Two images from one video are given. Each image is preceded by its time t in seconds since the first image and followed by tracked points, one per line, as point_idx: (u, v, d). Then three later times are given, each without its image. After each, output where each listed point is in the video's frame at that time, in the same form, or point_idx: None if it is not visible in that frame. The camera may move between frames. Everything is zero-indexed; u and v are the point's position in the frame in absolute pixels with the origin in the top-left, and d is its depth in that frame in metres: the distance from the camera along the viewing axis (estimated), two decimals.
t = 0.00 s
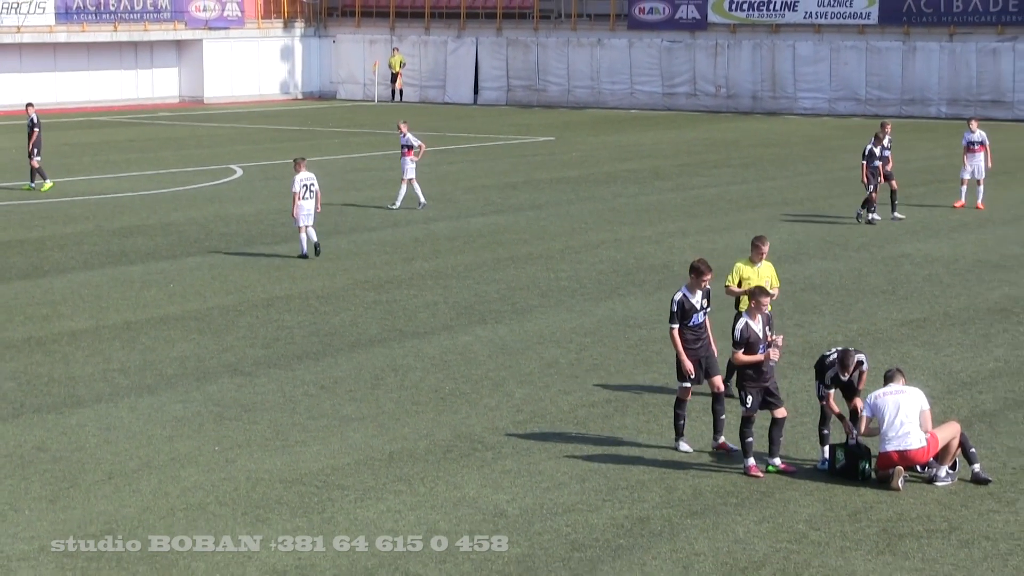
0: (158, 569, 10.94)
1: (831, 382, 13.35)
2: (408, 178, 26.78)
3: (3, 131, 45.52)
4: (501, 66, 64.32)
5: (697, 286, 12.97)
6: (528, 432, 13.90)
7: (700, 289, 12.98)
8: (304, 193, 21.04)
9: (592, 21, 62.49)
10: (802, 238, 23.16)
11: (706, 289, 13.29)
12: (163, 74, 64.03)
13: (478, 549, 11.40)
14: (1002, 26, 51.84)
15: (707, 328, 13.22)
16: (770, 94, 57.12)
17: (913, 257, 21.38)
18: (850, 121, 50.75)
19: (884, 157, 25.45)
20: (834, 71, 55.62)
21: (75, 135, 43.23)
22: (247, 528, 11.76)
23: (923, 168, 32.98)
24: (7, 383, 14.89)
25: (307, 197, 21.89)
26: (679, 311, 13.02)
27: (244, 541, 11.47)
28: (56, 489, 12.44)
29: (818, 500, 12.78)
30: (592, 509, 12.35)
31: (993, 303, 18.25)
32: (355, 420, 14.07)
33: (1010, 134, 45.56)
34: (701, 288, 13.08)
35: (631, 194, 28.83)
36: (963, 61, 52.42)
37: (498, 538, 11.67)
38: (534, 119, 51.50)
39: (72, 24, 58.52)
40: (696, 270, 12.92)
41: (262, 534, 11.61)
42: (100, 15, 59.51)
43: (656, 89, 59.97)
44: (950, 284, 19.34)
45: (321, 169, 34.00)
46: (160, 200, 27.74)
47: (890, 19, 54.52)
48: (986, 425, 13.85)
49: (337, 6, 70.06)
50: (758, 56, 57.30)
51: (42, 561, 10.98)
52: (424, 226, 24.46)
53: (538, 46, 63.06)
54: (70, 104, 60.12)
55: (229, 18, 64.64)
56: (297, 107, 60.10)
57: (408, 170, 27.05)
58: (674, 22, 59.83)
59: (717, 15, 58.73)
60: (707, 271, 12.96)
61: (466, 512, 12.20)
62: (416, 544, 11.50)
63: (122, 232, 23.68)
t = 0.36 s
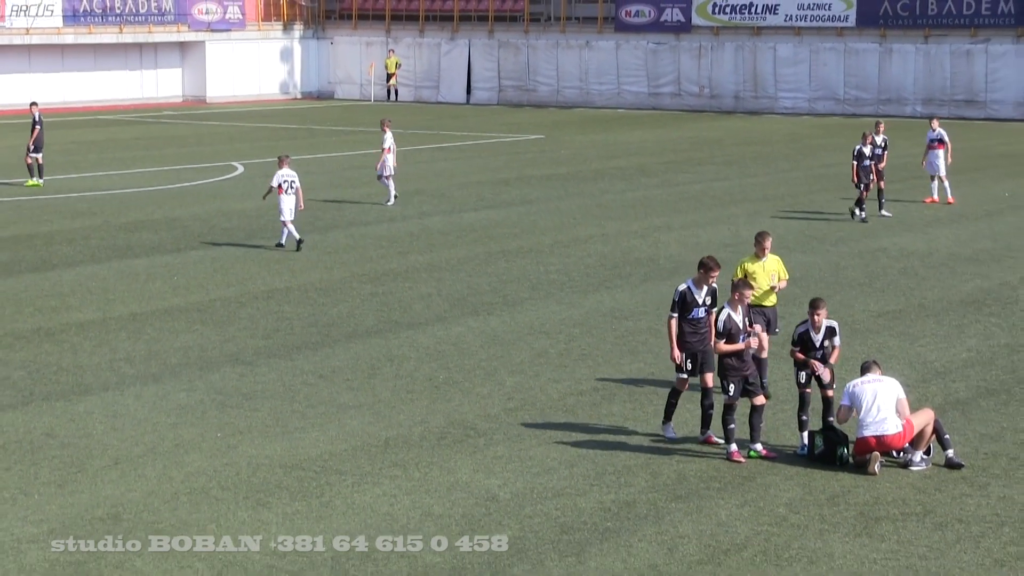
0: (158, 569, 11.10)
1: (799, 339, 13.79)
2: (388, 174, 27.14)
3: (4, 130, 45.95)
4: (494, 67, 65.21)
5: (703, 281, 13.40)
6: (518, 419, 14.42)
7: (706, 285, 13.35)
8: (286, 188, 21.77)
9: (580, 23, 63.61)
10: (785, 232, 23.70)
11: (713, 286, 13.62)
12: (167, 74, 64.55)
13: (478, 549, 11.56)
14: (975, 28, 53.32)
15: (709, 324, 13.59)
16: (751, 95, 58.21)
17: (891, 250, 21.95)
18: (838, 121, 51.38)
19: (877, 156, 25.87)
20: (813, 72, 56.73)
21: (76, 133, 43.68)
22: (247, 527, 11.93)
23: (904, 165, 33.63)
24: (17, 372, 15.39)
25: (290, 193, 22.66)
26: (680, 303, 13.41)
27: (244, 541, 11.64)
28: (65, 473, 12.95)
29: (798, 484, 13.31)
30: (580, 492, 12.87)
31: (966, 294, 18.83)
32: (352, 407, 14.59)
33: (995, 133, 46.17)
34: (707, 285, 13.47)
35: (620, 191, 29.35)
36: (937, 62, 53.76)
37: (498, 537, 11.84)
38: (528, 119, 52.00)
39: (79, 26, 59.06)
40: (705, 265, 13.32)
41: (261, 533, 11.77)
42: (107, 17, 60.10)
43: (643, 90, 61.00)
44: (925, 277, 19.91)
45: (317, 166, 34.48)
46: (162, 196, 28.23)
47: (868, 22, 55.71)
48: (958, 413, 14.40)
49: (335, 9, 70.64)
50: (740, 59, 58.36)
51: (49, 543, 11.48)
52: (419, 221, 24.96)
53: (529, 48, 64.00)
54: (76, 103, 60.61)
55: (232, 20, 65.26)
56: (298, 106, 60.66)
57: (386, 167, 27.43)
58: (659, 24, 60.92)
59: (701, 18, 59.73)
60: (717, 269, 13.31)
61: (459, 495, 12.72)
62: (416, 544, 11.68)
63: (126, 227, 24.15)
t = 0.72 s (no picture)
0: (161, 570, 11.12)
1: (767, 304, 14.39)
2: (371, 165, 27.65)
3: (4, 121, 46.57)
4: (485, 61, 66.02)
5: (706, 266, 14.02)
6: (509, 399, 14.96)
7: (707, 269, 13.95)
8: (266, 172, 22.55)
9: (568, 19, 64.18)
10: (768, 221, 24.29)
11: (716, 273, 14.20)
12: (169, 68, 65.88)
13: (478, 550, 11.59)
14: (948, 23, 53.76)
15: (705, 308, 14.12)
16: (733, 88, 58.68)
17: (868, 238, 22.55)
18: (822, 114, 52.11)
19: (865, 147, 26.30)
20: (792, 66, 57.30)
21: (75, 126, 44.26)
22: (248, 527, 11.97)
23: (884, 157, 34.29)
24: (25, 355, 15.90)
25: (274, 178, 23.47)
26: (683, 287, 14.03)
27: (245, 541, 11.66)
28: (72, 452, 13.46)
29: (778, 462, 13.87)
30: (568, 470, 13.42)
31: (941, 280, 19.42)
32: (348, 388, 15.12)
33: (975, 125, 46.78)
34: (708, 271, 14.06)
35: (607, 180, 29.90)
36: (911, 57, 54.42)
37: (498, 538, 11.87)
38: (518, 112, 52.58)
39: (84, 21, 60.54)
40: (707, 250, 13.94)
41: (262, 534, 11.80)
42: (111, 13, 61.54)
43: (628, 83, 61.51)
44: (901, 263, 20.52)
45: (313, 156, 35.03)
46: (162, 185, 28.81)
47: (845, 18, 56.28)
48: (932, 394, 14.98)
49: (332, 5, 71.92)
50: (722, 53, 58.93)
51: (57, 519, 11.98)
52: (412, 209, 25.50)
53: (519, 43, 64.91)
54: (82, 96, 62.01)
55: (231, 15, 66.77)
56: (296, 99, 61.83)
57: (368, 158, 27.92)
58: (644, 20, 61.51)
59: (684, 14, 60.36)
60: (719, 255, 13.90)
61: (452, 474, 13.24)
62: (416, 545, 11.71)
63: (130, 214, 24.72)
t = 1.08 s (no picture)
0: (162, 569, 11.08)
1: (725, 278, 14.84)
2: (325, 155, 28.09)
3: None
4: (456, 53, 67.60)
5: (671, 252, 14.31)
6: (479, 380, 15.48)
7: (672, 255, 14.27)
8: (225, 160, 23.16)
9: (536, 14, 65.76)
10: (731, 208, 24.89)
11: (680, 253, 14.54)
12: (149, 59, 66.79)
13: (478, 549, 11.53)
14: (900, 18, 55.69)
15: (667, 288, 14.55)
16: (695, 80, 60.54)
17: (825, 224, 23.22)
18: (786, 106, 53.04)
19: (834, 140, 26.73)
20: (752, 59, 59.15)
21: (50, 116, 44.56)
22: (249, 527, 11.94)
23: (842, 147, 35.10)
24: (9, 339, 16.32)
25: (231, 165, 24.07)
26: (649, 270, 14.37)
27: (244, 541, 11.64)
28: (54, 433, 13.90)
29: (738, 440, 14.40)
30: (536, 449, 13.93)
31: (894, 266, 20.09)
32: (323, 370, 15.61)
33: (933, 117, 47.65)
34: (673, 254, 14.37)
35: (573, 169, 30.45)
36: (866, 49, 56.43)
37: (498, 538, 11.83)
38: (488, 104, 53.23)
39: (66, 15, 61.48)
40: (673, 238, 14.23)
41: (263, 534, 11.77)
42: (92, 6, 62.53)
43: (594, 74, 63.44)
44: (856, 249, 21.19)
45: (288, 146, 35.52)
46: (139, 174, 29.21)
47: (803, 12, 57.93)
48: (885, 374, 15.59)
49: None
50: (684, 46, 60.82)
51: (40, 498, 12.44)
52: (383, 198, 25.98)
53: (488, 36, 66.41)
54: (63, 87, 62.91)
55: (209, 9, 67.79)
56: (273, 91, 62.94)
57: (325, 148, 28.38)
58: (610, 14, 63.14)
59: (647, 8, 61.89)
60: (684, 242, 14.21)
61: (424, 453, 13.73)
62: (417, 544, 11.65)
63: (110, 202, 25.14)
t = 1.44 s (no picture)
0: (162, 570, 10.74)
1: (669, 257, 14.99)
2: (259, 135, 28.13)
3: None
4: (402, 35, 68.68)
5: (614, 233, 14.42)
6: (427, 360, 15.60)
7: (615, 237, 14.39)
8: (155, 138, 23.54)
9: None
10: (677, 188, 25.11)
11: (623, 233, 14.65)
12: (93, 40, 68.57)
13: (479, 551, 11.17)
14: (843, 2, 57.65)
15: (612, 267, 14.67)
16: (640, 62, 61.66)
17: (768, 205, 23.51)
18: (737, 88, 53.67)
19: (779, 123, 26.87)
20: (696, 41, 60.39)
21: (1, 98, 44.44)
22: (249, 528, 11.58)
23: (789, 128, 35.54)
24: None
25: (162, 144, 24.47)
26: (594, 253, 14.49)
27: (245, 541, 11.28)
28: None
29: (683, 419, 14.53)
30: (483, 428, 14.04)
31: (835, 246, 20.36)
32: (271, 350, 15.69)
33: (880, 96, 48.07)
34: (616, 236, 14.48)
35: (522, 149, 30.59)
36: (808, 31, 57.80)
37: (499, 538, 11.45)
38: (442, 84, 53.37)
39: None
40: (615, 219, 14.33)
41: (263, 534, 11.42)
42: None
43: (539, 56, 64.50)
44: (798, 229, 21.46)
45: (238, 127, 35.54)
46: (90, 155, 29.16)
47: None
48: (827, 353, 15.85)
49: None
50: (629, 29, 62.00)
51: None
52: (332, 178, 26.05)
53: (435, 19, 67.48)
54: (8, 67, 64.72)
55: None
56: (221, 71, 63.49)
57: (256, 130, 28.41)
58: None
59: None
60: (627, 222, 14.33)
61: (371, 433, 13.82)
62: (416, 544, 11.31)
63: (57, 183, 25.15)
